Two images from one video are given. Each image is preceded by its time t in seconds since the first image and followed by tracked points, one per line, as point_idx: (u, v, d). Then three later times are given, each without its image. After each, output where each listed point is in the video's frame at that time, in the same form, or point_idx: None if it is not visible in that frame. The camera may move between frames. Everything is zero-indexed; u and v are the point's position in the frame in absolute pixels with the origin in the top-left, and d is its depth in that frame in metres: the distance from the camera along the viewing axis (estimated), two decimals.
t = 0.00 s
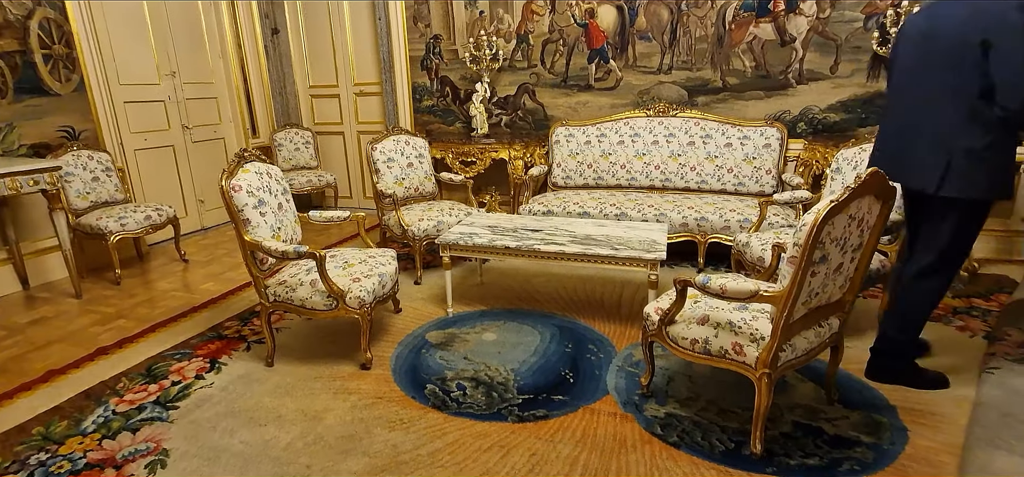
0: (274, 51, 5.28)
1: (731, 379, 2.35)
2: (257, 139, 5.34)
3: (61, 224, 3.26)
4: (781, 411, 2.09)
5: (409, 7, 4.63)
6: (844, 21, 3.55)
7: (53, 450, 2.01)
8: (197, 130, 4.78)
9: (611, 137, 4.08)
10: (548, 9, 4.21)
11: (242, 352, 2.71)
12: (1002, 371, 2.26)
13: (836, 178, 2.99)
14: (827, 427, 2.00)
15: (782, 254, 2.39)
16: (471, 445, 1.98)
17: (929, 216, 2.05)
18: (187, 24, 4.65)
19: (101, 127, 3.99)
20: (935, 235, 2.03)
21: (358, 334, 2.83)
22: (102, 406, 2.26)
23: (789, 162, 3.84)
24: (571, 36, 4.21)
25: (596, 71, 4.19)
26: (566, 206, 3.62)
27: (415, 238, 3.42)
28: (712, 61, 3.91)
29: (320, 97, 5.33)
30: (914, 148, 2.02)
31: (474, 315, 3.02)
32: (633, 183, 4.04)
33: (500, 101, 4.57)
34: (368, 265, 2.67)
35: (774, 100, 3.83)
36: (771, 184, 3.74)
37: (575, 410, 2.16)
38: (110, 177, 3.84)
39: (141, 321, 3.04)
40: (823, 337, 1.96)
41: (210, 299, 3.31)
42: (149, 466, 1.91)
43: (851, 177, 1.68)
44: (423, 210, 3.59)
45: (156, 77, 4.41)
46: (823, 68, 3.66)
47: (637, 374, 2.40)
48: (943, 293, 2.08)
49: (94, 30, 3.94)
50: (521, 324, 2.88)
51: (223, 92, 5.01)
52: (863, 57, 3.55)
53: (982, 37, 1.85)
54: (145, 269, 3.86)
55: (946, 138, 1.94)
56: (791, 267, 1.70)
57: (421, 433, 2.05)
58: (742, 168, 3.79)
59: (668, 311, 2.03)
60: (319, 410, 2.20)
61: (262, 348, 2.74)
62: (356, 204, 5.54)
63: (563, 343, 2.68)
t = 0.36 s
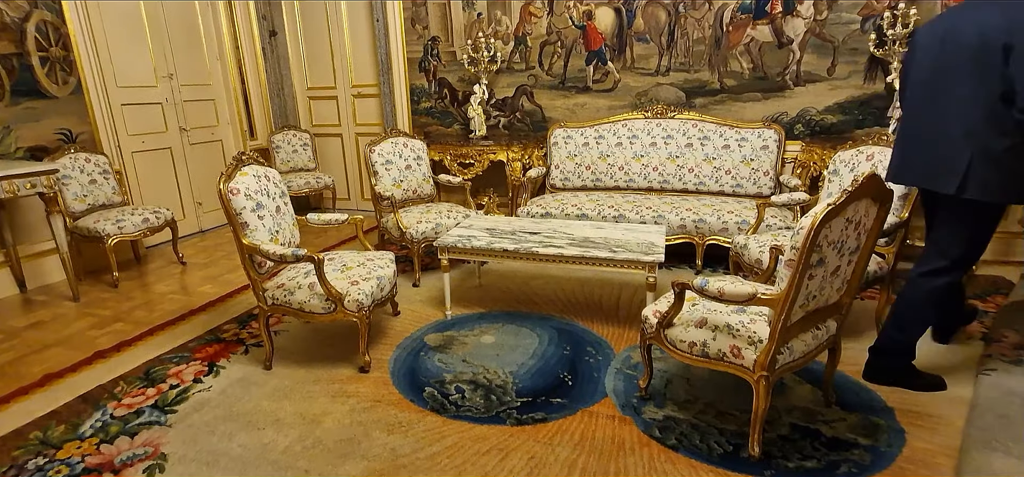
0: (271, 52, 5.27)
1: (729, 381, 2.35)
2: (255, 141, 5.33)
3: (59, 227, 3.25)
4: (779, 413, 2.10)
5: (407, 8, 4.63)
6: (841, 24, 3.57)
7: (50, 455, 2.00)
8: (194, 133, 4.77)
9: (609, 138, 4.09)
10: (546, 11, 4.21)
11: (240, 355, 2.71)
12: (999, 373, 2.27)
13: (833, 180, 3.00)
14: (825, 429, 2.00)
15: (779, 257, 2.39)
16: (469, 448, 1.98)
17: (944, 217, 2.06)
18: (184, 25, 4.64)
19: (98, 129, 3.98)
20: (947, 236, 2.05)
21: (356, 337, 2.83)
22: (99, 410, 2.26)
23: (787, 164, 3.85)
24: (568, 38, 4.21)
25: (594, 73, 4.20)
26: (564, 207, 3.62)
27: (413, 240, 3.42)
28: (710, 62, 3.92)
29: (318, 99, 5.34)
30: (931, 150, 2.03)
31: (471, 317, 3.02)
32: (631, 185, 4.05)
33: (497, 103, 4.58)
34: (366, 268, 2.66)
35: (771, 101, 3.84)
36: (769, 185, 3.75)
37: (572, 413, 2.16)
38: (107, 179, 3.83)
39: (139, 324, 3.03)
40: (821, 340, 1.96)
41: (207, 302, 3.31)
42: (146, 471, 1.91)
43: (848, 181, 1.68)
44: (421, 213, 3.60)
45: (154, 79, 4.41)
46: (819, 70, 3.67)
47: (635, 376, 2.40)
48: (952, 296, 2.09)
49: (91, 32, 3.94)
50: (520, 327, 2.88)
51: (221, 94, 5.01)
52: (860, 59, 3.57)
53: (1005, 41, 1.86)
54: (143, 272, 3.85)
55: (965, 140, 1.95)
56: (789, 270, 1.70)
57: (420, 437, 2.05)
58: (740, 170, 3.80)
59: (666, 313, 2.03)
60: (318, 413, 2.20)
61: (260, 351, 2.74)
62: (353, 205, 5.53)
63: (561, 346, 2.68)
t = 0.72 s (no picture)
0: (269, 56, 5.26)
1: (728, 385, 2.35)
2: (253, 144, 5.33)
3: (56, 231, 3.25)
4: (778, 417, 2.10)
5: (405, 12, 4.64)
6: (838, 28, 3.59)
7: (48, 461, 1.99)
8: (193, 136, 4.77)
9: (607, 141, 4.09)
10: (545, 14, 4.22)
11: (238, 359, 2.70)
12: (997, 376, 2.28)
13: (831, 183, 3.00)
14: (823, 433, 2.00)
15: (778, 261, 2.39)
16: (468, 453, 1.97)
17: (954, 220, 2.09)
18: (182, 29, 4.64)
19: (96, 133, 3.98)
20: (955, 238, 2.07)
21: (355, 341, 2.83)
22: (96, 416, 2.25)
23: (785, 167, 3.86)
24: (567, 42, 4.22)
25: (592, 76, 4.21)
26: (563, 211, 3.62)
27: (412, 244, 3.42)
28: (708, 66, 3.93)
29: (316, 102, 5.34)
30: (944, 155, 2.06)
31: (470, 321, 3.02)
32: (630, 188, 4.05)
33: (496, 106, 4.58)
34: (365, 272, 2.66)
35: (770, 104, 3.85)
36: (767, 188, 3.76)
37: (571, 418, 2.16)
38: (105, 183, 3.82)
39: (137, 329, 3.03)
40: (819, 344, 1.97)
41: (206, 307, 3.30)
42: None
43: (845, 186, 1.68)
44: (420, 216, 3.60)
45: (152, 83, 4.41)
46: (817, 73, 3.68)
47: (635, 380, 2.40)
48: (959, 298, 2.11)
49: (90, 36, 3.94)
50: (519, 331, 2.88)
51: (219, 97, 5.00)
52: (857, 62, 3.58)
53: (1017, 49, 1.87)
54: (141, 276, 3.84)
55: (983, 149, 1.96)
56: (787, 275, 1.71)
57: (419, 442, 2.04)
58: (739, 173, 3.80)
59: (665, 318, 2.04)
60: (317, 418, 2.20)
61: (259, 356, 2.73)
62: (352, 209, 5.53)
63: (560, 350, 2.68)
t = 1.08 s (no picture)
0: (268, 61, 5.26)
1: (728, 392, 2.34)
2: (252, 150, 5.33)
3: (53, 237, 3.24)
4: (777, 423, 2.10)
5: (404, 18, 4.65)
6: (834, 35, 3.61)
7: (43, 469, 1.98)
8: (191, 142, 4.77)
9: (606, 147, 4.10)
10: (543, 21, 4.24)
11: (235, 366, 2.69)
12: (995, 382, 2.28)
13: (829, 189, 3.01)
14: (823, 440, 2.00)
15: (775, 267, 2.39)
16: (466, 461, 1.96)
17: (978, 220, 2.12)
18: (181, 35, 4.65)
19: (94, 139, 3.98)
20: (980, 238, 2.11)
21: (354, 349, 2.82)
22: (92, 423, 2.24)
23: (783, 173, 3.87)
24: (565, 48, 4.24)
25: (590, 82, 4.22)
26: (561, 216, 3.62)
27: (410, 249, 3.41)
28: (706, 72, 3.94)
29: (315, 108, 5.36)
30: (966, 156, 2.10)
31: (468, 327, 3.01)
32: (628, 194, 4.06)
33: (494, 112, 4.59)
34: (363, 278, 2.65)
35: (767, 110, 3.86)
36: (766, 194, 3.77)
37: (570, 425, 2.15)
38: (103, 189, 3.82)
39: (133, 335, 3.01)
40: (818, 350, 1.97)
41: (203, 313, 3.29)
42: None
43: (842, 193, 1.68)
44: (418, 222, 3.59)
45: (150, 88, 4.41)
46: (813, 80, 3.71)
47: (633, 387, 2.40)
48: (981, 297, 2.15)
49: (88, 42, 3.94)
50: (517, 337, 2.87)
51: (217, 102, 5.00)
52: (854, 69, 3.60)
53: None
54: (138, 282, 3.83)
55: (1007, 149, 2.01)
56: (785, 281, 1.71)
57: (417, 449, 2.04)
58: (736, 179, 3.82)
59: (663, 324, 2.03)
60: (314, 426, 2.19)
61: (256, 362, 2.72)
62: (350, 214, 5.53)
63: (559, 356, 2.68)
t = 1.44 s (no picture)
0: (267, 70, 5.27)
1: (727, 402, 2.33)
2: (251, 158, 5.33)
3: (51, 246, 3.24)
4: (777, 434, 2.09)
5: (403, 27, 4.67)
6: (830, 45, 3.64)
7: None
8: (189, 150, 4.77)
9: (604, 157, 4.11)
10: (541, 31, 4.27)
11: (232, 376, 2.68)
12: (994, 392, 2.28)
13: (826, 198, 3.02)
14: (822, 450, 2.00)
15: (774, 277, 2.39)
16: (464, 472, 1.95)
17: (991, 222, 2.11)
18: (180, 44, 4.67)
19: (93, 148, 3.98)
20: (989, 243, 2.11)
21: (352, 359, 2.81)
22: (88, 434, 2.22)
23: (780, 182, 3.89)
24: (563, 57, 4.26)
25: (588, 92, 4.25)
26: (560, 226, 3.63)
27: (408, 258, 3.41)
28: (703, 82, 3.97)
29: (314, 117, 5.38)
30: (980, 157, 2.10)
31: (466, 337, 3.00)
32: (626, 203, 4.07)
33: (493, 121, 4.60)
34: (362, 288, 2.65)
35: (764, 120, 3.88)
36: (764, 203, 3.78)
37: (569, 435, 2.14)
38: (101, 198, 3.81)
39: (130, 345, 2.99)
40: (817, 360, 1.97)
41: (200, 323, 3.27)
42: None
43: (840, 204, 1.69)
44: (416, 231, 3.60)
45: (150, 97, 4.42)
46: (810, 90, 3.73)
47: (632, 397, 2.39)
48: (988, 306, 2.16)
49: (88, 52, 3.95)
50: (516, 347, 2.86)
51: (216, 111, 5.01)
52: (850, 79, 3.63)
53: None
54: (135, 291, 3.81)
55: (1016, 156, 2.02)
56: (783, 292, 1.71)
57: (415, 460, 2.03)
58: (734, 188, 3.83)
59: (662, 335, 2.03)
60: (312, 437, 2.18)
61: (254, 373, 2.71)
62: (348, 223, 5.53)
63: (557, 366, 2.67)
